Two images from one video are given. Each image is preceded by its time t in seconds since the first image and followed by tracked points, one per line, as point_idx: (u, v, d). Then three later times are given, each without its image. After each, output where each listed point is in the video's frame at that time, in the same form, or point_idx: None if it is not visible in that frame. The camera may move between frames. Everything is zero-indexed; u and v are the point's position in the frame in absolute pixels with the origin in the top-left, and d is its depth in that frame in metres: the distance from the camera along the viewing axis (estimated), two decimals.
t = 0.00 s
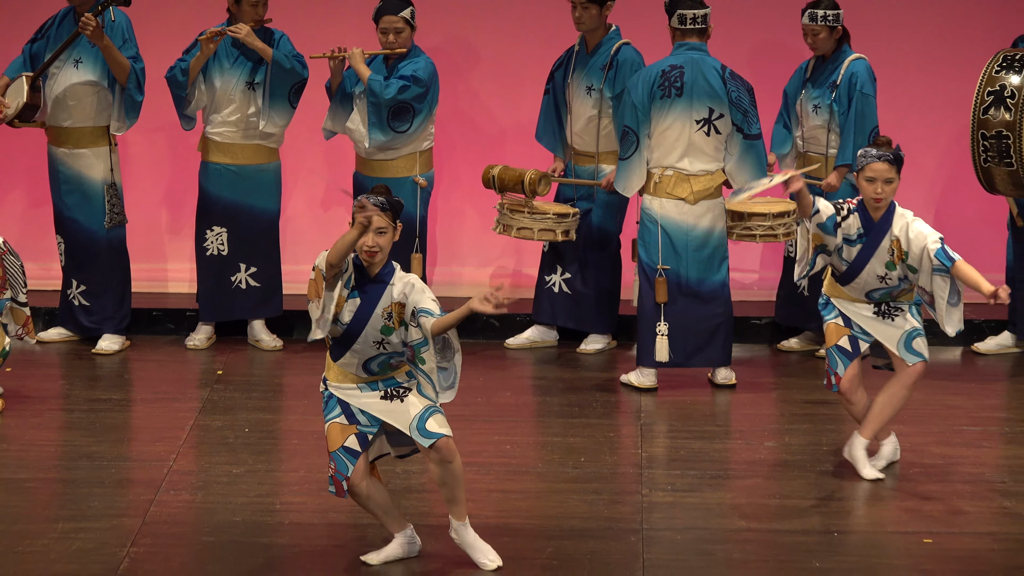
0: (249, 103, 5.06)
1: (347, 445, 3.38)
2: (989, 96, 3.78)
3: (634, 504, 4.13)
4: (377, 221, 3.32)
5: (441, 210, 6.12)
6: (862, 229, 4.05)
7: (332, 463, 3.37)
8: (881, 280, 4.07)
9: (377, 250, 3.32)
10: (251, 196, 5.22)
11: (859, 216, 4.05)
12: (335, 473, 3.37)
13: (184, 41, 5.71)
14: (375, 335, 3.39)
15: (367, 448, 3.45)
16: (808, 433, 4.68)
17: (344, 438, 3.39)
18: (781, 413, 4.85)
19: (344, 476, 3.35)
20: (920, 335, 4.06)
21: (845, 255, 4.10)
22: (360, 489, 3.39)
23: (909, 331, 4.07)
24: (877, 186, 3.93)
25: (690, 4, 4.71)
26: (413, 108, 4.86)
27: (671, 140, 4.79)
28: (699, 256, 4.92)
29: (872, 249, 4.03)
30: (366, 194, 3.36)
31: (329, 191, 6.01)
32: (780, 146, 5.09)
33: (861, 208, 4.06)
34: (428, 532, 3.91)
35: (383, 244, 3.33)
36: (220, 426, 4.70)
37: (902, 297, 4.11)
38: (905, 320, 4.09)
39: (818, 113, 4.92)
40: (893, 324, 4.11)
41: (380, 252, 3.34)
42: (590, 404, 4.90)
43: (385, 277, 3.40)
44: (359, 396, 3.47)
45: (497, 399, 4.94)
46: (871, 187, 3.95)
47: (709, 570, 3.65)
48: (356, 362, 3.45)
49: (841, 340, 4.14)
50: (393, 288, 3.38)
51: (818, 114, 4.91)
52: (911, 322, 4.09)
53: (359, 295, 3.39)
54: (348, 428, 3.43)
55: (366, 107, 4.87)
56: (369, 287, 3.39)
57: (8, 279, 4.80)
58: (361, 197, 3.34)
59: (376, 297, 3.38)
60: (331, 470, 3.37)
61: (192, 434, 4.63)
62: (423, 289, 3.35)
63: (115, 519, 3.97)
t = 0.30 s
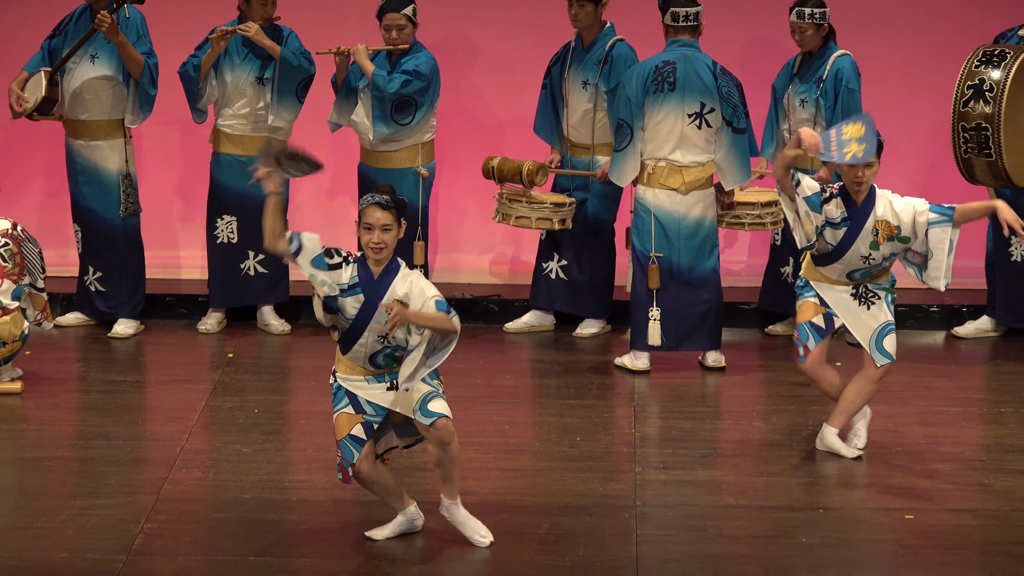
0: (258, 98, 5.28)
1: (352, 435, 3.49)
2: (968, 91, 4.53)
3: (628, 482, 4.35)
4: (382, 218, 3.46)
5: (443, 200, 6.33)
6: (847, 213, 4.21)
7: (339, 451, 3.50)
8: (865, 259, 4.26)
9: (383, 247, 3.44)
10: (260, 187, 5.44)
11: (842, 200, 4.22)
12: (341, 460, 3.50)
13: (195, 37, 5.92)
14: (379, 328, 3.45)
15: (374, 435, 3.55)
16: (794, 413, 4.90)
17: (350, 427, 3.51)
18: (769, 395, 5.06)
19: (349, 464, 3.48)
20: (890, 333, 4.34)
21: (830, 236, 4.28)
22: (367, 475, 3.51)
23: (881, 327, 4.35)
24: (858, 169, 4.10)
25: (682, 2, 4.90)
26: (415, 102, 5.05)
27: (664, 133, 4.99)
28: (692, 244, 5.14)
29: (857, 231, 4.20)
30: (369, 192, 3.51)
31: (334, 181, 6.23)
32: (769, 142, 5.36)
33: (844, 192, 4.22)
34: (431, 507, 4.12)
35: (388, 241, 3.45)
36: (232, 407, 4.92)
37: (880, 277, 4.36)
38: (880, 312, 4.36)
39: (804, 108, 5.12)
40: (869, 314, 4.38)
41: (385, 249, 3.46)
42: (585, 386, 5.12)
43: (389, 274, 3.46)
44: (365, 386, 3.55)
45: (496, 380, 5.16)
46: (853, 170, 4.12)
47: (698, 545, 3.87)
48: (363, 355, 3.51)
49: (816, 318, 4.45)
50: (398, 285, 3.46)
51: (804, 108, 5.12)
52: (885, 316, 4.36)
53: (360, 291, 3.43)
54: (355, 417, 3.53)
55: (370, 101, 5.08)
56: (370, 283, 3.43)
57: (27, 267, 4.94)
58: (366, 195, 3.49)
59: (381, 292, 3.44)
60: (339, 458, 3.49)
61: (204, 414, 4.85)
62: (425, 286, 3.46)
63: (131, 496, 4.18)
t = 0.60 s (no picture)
0: (268, 95, 5.49)
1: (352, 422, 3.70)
2: (947, 86, 4.75)
3: (623, 463, 4.57)
4: (384, 211, 3.61)
5: (445, 192, 6.55)
6: (840, 209, 4.44)
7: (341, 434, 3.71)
8: (857, 252, 4.49)
9: (385, 239, 3.60)
10: (270, 179, 5.66)
11: (834, 197, 4.44)
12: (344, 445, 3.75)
13: (207, 35, 6.13)
14: (387, 316, 3.67)
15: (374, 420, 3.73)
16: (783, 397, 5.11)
17: (350, 414, 3.70)
18: (760, 379, 5.28)
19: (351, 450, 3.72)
20: (877, 325, 4.51)
21: (823, 235, 4.49)
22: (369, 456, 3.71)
23: (868, 319, 4.53)
24: (846, 165, 4.34)
25: (677, 2, 5.10)
26: (419, 98, 5.27)
27: (658, 128, 5.19)
28: (684, 234, 5.35)
29: (849, 226, 4.44)
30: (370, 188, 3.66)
31: (341, 174, 6.45)
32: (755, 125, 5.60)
33: (834, 192, 4.44)
34: (436, 486, 4.35)
35: (390, 233, 3.61)
36: (244, 390, 5.14)
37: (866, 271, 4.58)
38: (865, 304, 4.54)
39: (793, 102, 5.35)
40: (855, 306, 4.55)
41: (387, 241, 3.61)
42: (583, 370, 5.34)
43: (392, 265, 3.64)
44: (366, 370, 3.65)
45: (497, 365, 5.39)
46: (841, 167, 4.35)
47: (689, 523, 4.08)
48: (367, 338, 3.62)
49: (805, 293, 4.59)
50: (400, 274, 3.64)
51: (793, 103, 5.34)
52: (869, 308, 4.54)
53: (368, 284, 3.63)
54: (355, 403, 3.71)
55: (375, 97, 5.28)
56: (375, 274, 3.62)
57: (46, 257, 5.15)
58: (368, 190, 3.65)
59: (387, 281, 3.63)
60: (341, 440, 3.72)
61: (216, 397, 5.07)
62: (423, 276, 3.63)
63: (146, 476, 4.39)
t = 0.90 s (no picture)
0: (274, 88, 5.70)
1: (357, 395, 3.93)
2: (925, 82, 4.98)
3: (618, 442, 4.80)
4: (386, 188, 3.70)
5: (447, 183, 6.77)
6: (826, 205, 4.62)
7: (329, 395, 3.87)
8: (843, 245, 4.69)
9: (389, 215, 3.71)
10: (277, 170, 5.88)
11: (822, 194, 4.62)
12: (329, 407, 3.86)
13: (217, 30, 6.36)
14: (389, 292, 3.74)
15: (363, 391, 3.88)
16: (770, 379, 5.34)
17: (344, 379, 3.86)
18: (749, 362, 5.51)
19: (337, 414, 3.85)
20: (860, 313, 4.75)
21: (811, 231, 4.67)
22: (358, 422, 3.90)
23: (851, 307, 4.76)
24: (833, 160, 4.52)
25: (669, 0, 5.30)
26: (420, 92, 5.49)
27: (651, 121, 5.41)
28: (676, 223, 5.59)
29: (835, 222, 4.64)
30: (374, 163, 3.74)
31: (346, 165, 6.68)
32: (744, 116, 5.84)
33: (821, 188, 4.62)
34: (439, 465, 4.58)
35: (393, 209, 3.71)
36: (253, 372, 5.37)
37: (850, 263, 4.79)
38: (851, 293, 4.78)
39: (780, 96, 5.58)
40: (840, 295, 4.78)
41: (391, 216, 3.72)
42: (579, 353, 5.57)
43: (398, 240, 3.76)
44: (365, 345, 3.81)
45: (496, 348, 5.62)
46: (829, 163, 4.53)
47: (680, 500, 4.30)
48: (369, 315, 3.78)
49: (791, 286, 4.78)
50: (408, 248, 3.78)
51: (781, 97, 5.58)
52: (852, 298, 4.78)
53: (374, 258, 3.73)
54: (348, 370, 3.87)
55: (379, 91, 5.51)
56: (381, 249, 3.73)
57: (63, 242, 5.40)
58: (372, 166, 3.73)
59: (393, 256, 3.74)
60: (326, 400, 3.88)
61: (227, 379, 5.30)
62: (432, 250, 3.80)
63: (162, 452, 4.62)
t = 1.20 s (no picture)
0: (281, 87, 5.93)
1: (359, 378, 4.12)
2: (910, 83, 5.21)
3: (614, 427, 5.03)
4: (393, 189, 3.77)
5: (449, 179, 7.01)
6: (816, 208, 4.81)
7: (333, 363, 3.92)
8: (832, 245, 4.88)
9: (393, 213, 3.81)
10: (286, 166, 6.11)
11: (812, 196, 4.79)
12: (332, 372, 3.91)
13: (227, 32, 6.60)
14: (397, 286, 3.88)
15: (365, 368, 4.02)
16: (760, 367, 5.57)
17: (349, 353, 3.96)
18: (740, 350, 5.74)
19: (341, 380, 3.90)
20: (849, 309, 4.89)
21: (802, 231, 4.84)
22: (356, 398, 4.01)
23: (840, 304, 4.88)
24: (823, 164, 4.72)
25: (663, 3, 5.53)
26: (423, 91, 5.71)
27: (645, 119, 5.64)
28: (669, 217, 5.82)
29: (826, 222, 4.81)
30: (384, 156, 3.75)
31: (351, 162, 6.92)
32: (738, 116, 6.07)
33: (812, 192, 4.79)
34: (444, 449, 4.81)
35: (398, 207, 3.81)
36: (264, 360, 5.60)
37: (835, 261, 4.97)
38: (840, 290, 4.87)
39: (769, 94, 5.81)
40: (831, 291, 4.86)
41: (395, 213, 3.83)
42: (577, 342, 5.81)
43: (401, 235, 3.86)
44: (373, 334, 3.97)
45: (498, 337, 5.86)
46: (819, 166, 4.73)
47: (674, 483, 4.52)
48: (379, 309, 3.94)
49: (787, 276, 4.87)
50: (413, 242, 3.87)
51: (771, 95, 5.79)
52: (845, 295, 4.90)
53: (378, 255, 3.84)
54: (354, 347, 3.97)
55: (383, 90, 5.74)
56: (384, 245, 3.84)
57: (86, 214, 5.62)
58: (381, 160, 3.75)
59: (398, 251, 3.85)
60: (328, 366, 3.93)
61: (239, 366, 5.53)
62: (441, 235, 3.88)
63: (179, 435, 4.85)
